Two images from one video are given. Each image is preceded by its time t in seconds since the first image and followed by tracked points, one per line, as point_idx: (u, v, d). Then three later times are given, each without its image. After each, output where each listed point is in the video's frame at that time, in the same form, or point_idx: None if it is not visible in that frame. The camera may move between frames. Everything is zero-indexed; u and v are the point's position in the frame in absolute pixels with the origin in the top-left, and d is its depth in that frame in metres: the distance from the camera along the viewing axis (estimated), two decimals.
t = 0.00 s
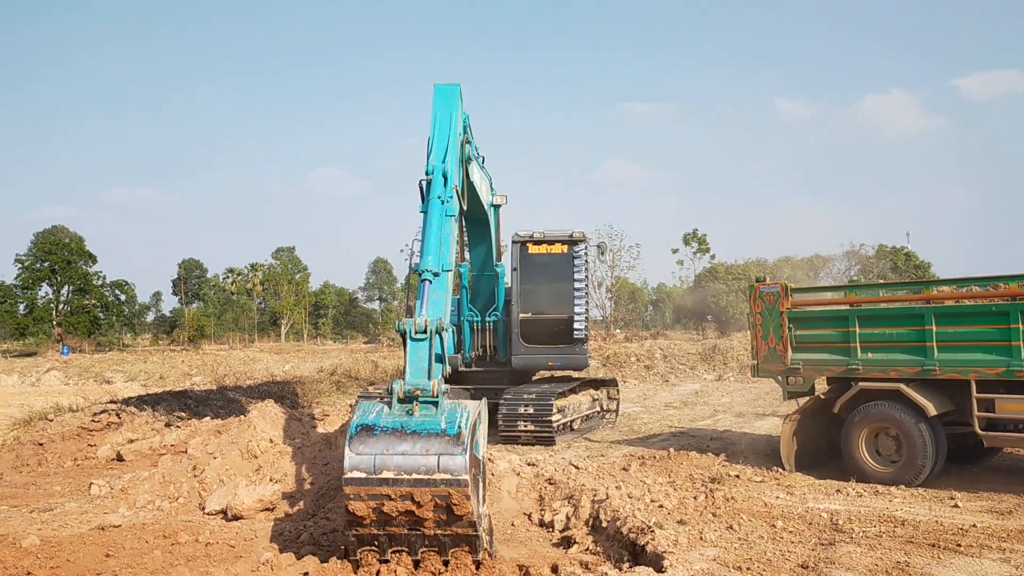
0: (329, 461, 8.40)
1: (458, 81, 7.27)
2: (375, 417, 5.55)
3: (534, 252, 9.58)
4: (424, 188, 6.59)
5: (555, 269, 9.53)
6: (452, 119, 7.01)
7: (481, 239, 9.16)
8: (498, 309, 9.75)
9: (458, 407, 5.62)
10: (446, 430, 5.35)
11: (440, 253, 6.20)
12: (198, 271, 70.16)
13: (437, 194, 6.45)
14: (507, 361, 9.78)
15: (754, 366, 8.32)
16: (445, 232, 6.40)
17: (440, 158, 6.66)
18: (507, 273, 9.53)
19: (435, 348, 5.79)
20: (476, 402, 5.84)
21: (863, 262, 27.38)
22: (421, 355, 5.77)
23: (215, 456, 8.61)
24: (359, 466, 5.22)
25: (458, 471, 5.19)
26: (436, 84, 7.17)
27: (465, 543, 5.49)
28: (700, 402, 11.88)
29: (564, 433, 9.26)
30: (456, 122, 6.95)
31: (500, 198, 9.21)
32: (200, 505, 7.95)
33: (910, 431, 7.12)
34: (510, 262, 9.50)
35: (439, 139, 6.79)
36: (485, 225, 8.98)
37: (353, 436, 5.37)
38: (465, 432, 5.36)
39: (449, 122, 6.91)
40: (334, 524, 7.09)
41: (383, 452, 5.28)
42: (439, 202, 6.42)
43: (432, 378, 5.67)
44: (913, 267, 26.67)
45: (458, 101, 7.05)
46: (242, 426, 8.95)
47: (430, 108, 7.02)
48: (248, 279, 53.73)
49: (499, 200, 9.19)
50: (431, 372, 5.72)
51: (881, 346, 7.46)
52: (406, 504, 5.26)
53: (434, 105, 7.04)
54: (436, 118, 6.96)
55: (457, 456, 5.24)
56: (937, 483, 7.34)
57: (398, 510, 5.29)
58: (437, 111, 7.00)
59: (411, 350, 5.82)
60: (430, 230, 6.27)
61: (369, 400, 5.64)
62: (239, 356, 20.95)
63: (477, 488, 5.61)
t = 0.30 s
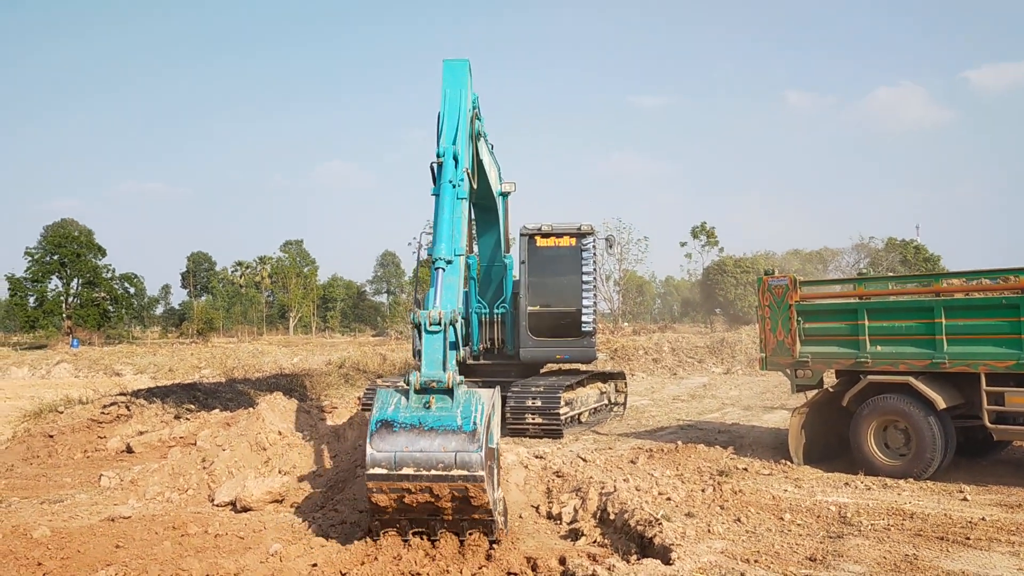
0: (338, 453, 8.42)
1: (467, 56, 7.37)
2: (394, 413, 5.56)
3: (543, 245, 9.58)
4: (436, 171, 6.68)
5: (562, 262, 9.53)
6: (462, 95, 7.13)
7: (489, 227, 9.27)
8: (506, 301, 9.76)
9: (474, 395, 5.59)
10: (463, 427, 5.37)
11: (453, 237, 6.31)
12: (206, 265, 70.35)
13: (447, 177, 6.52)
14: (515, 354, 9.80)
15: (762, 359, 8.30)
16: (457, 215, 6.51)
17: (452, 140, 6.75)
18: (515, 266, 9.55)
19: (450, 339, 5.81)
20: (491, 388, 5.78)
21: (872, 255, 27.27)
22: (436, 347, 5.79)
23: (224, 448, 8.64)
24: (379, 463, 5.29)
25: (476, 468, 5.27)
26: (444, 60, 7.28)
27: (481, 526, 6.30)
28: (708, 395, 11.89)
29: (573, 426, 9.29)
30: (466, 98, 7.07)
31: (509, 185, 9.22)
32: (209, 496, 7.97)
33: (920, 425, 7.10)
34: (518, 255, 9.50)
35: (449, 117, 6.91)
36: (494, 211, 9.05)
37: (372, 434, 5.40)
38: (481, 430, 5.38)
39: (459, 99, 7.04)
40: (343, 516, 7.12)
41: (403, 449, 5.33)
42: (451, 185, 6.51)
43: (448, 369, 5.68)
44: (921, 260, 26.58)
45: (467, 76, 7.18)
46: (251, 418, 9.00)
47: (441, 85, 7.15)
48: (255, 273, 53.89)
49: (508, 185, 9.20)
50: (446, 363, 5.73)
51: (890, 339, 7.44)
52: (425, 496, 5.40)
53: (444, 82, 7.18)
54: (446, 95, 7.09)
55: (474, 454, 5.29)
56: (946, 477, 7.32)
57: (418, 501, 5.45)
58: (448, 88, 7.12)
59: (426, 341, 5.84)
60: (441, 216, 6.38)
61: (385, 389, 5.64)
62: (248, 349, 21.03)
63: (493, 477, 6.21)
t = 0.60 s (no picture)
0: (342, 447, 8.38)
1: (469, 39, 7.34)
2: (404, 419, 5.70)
3: (546, 238, 9.57)
4: (441, 162, 6.66)
5: (565, 255, 9.52)
6: (465, 81, 7.12)
7: (493, 218, 9.28)
8: (510, 294, 9.76)
9: (481, 398, 5.72)
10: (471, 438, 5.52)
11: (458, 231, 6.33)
12: (211, 258, 70.40)
13: (451, 169, 6.48)
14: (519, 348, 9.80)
15: (766, 352, 8.31)
16: (461, 207, 6.52)
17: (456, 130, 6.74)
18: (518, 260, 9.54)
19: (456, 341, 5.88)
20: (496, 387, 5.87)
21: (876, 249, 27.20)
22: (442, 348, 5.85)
23: (228, 441, 8.65)
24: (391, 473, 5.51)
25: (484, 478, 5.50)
26: (446, 44, 7.26)
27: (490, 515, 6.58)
28: (712, 389, 11.89)
29: (576, 419, 9.30)
30: (469, 85, 7.06)
31: (512, 176, 9.21)
32: (213, 489, 7.99)
33: (923, 418, 7.10)
34: (522, 249, 9.50)
35: (453, 107, 6.89)
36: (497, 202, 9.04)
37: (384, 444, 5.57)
38: (488, 440, 5.54)
39: (462, 86, 7.03)
40: (347, 509, 7.12)
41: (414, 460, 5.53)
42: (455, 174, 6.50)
43: (455, 373, 5.76)
44: (926, 253, 26.52)
45: (470, 61, 7.17)
46: (255, 411, 9.03)
47: (443, 70, 7.14)
48: (259, 268, 53.93)
49: (511, 176, 9.19)
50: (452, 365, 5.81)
51: (895, 332, 7.43)
52: (436, 498, 5.66)
53: (447, 67, 7.17)
54: (449, 82, 7.10)
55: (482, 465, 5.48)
56: (950, 471, 7.31)
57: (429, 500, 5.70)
58: (450, 74, 7.11)
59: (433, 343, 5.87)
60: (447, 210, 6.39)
61: (396, 389, 5.76)
62: (251, 343, 21.06)
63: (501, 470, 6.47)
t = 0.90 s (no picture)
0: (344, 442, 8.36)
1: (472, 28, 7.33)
2: (411, 431, 6.14)
3: (549, 234, 9.57)
4: (443, 160, 6.69)
5: (568, 251, 9.51)
6: (467, 73, 7.13)
7: (496, 213, 9.27)
8: (513, 289, 9.75)
9: (485, 406, 6.13)
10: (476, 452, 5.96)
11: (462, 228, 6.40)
12: (214, 255, 70.46)
13: (455, 166, 6.48)
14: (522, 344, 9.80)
15: (769, 348, 8.30)
16: (464, 204, 6.58)
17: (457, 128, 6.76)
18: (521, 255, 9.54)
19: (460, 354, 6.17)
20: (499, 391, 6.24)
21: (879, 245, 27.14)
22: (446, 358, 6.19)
23: (231, 437, 8.66)
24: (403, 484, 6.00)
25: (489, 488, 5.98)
26: (448, 35, 7.27)
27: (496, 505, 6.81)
28: (715, 385, 11.88)
29: (579, 415, 9.28)
30: (471, 77, 7.05)
31: (515, 170, 9.18)
32: (216, 484, 7.98)
33: (927, 414, 7.08)
34: (525, 244, 9.50)
35: (455, 101, 6.88)
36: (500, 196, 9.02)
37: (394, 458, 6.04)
38: (493, 454, 5.96)
39: (465, 78, 7.03)
40: (350, 504, 7.11)
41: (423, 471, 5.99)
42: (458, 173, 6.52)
43: (460, 384, 6.10)
44: (930, 250, 26.45)
45: (472, 53, 7.17)
46: (258, 406, 9.06)
47: (446, 62, 7.15)
48: (262, 264, 53.94)
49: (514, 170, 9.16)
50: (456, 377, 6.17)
51: (898, 329, 7.42)
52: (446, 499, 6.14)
53: (449, 58, 7.19)
54: (452, 73, 7.10)
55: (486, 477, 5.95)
56: (954, 467, 7.30)
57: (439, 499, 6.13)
58: (453, 66, 7.12)
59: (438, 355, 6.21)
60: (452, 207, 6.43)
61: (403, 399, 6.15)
62: (255, 339, 21.07)
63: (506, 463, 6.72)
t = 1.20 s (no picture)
0: (345, 441, 8.36)
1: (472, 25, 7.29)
2: (417, 434, 6.37)
3: (550, 233, 9.58)
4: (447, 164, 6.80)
5: (570, 251, 9.53)
6: (469, 73, 7.15)
7: (497, 211, 9.27)
8: (514, 289, 9.76)
9: (489, 409, 6.35)
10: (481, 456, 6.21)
11: (465, 230, 6.60)
12: (216, 252, 70.51)
13: (457, 171, 6.64)
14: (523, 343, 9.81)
15: (769, 349, 8.29)
16: (467, 206, 6.77)
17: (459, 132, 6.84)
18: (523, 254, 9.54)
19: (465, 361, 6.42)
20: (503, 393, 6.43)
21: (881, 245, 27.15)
22: (452, 365, 6.42)
23: (232, 436, 8.67)
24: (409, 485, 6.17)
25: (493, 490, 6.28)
26: (449, 33, 7.24)
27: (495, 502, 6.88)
28: (715, 385, 11.90)
29: (580, 414, 9.28)
30: (473, 78, 7.09)
31: (516, 168, 9.19)
32: (218, 482, 8.00)
33: (927, 414, 7.09)
34: (526, 244, 9.51)
35: (457, 103, 6.93)
36: (501, 195, 9.04)
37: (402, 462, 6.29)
38: (497, 457, 6.23)
39: (466, 79, 7.06)
40: (350, 502, 7.12)
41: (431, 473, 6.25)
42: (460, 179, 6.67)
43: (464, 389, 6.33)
44: (931, 250, 26.44)
45: (473, 52, 7.16)
46: (259, 405, 9.09)
47: (447, 62, 7.16)
48: (264, 261, 54.01)
49: (515, 169, 9.18)
50: (461, 381, 6.41)
51: (899, 329, 7.42)
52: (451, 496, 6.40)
53: (450, 57, 7.18)
54: (452, 73, 7.12)
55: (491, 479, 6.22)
56: (954, 467, 7.31)
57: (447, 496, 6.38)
58: (454, 66, 7.13)
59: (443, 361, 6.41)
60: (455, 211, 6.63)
61: (409, 403, 6.38)
62: (257, 337, 21.09)
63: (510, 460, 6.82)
